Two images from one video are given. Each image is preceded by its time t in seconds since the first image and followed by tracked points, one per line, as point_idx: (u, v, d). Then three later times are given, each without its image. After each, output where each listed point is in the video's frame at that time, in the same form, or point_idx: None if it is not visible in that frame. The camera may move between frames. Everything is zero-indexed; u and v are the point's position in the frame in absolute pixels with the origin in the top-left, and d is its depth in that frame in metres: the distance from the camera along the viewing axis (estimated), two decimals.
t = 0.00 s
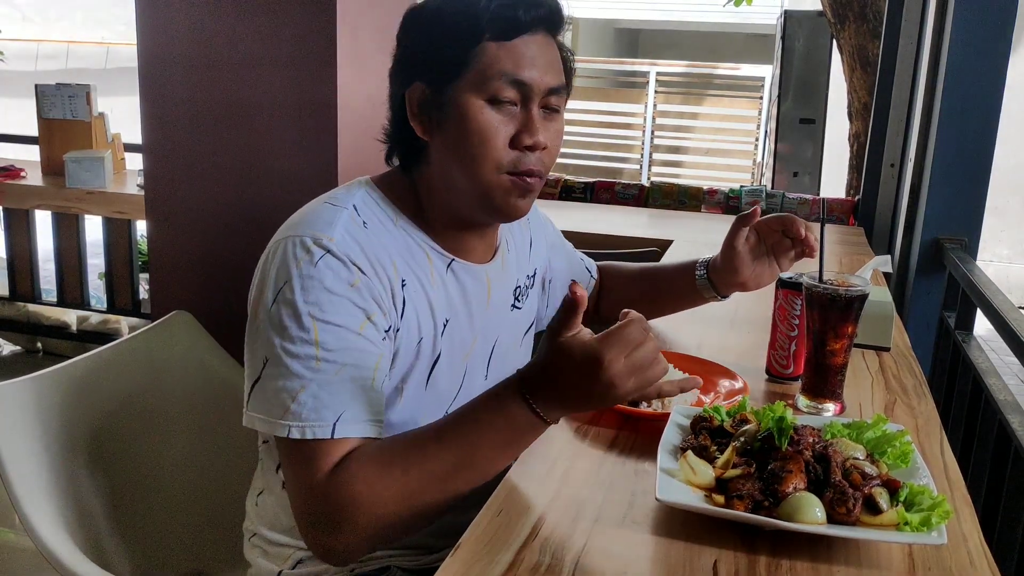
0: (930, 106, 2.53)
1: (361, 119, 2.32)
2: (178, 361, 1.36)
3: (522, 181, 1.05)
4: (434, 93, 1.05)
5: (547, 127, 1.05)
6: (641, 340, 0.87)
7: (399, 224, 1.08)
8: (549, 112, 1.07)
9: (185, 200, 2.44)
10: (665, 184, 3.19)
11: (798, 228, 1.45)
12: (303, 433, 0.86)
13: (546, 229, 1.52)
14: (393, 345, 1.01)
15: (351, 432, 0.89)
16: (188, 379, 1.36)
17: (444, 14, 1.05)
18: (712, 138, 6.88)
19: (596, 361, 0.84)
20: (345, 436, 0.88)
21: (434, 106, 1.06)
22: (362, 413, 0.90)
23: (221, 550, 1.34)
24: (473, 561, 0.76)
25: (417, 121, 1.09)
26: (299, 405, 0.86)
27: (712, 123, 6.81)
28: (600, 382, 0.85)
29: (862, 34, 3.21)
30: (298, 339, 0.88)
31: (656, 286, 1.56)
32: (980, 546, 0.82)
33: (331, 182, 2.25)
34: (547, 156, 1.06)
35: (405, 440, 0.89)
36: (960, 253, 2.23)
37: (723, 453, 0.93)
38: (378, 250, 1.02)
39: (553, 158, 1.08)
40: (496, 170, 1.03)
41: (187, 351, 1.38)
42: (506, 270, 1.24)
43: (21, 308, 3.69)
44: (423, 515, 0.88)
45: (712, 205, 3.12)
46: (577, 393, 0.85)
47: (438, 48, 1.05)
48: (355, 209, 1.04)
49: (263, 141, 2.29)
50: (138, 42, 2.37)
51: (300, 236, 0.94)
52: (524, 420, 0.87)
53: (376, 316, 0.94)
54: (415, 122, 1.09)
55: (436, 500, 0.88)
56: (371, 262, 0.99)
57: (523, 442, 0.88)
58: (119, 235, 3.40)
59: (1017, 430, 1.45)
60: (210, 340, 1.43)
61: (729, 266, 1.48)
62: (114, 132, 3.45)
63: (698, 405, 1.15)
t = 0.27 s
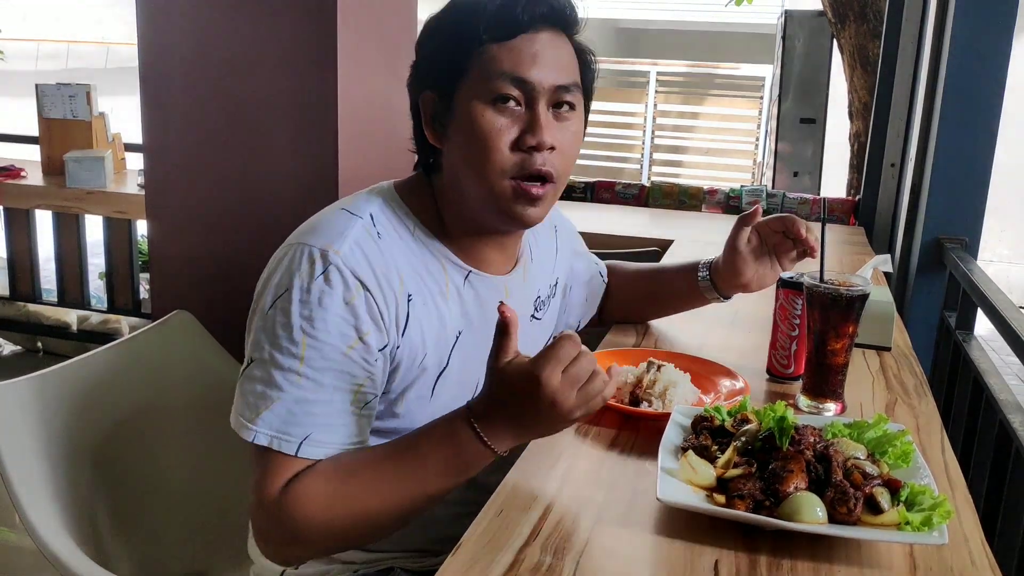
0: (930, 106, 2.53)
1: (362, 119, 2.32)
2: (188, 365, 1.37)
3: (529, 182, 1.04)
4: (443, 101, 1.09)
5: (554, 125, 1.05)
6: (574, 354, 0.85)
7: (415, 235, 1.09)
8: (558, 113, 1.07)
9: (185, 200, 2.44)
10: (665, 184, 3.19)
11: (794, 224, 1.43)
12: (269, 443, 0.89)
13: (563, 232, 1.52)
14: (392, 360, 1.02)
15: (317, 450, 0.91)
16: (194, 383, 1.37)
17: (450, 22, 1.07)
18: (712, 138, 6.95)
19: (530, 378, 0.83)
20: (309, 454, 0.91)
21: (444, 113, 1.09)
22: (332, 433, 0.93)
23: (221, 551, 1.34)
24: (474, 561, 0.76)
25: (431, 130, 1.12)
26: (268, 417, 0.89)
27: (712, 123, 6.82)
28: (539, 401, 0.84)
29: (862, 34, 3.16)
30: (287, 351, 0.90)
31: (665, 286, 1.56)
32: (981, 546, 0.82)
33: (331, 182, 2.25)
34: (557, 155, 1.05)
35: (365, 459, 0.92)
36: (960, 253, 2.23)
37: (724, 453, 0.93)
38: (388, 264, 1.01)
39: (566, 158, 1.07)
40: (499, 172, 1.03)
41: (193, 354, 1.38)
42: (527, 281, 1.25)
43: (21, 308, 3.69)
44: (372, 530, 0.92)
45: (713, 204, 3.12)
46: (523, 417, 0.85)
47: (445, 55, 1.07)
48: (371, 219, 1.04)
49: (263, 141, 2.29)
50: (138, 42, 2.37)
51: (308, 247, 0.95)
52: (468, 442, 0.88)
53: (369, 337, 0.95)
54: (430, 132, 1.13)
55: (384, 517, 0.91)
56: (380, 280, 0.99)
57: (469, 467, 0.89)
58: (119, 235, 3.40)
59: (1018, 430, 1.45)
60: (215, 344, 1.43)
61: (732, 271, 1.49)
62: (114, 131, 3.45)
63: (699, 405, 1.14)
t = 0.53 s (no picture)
0: (930, 106, 2.53)
1: (362, 119, 2.32)
2: (192, 366, 1.37)
3: (537, 183, 1.03)
4: (455, 103, 1.09)
5: (562, 127, 1.05)
6: (575, 386, 0.91)
7: (424, 237, 1.08)
8: (569, 114, 1.07)
9: (185, 200, 2.44)
10: (665, 184, 3.19)
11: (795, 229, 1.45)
12: (259, 441, 0.89)
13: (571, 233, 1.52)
14: (394, 364, 1.02)
15: (305, 452, 0.91)
16: (196, 383, 1.37)
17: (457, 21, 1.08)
18: (712, 137, 6.93)
19: (533, 406, 0.88)
20: (297, 455, 0.91)
21: (454, 112, 1.09)
22: (324, 436, 0.93)
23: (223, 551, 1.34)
24: (474, 560, 0.76)
25: (442, 131, 1.13)
26: (258, 414, 0.89)
27: (712, 122, 6.83)
28: (539, 426, 0.88)
29: (862, 34, 3.17)
30: (286, 349, 0.91)
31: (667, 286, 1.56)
32: (981, 546, 0.82)
33: (331, 182, 2.25)
34: (566, 158, 1.05)
35: (355, 466, 0.93)
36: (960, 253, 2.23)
37: (724, 453, 0.93)
38: (395, 267, 1.01)
39: (574, 160, 1.07)
40: (509, 173, 1.03)
41: (195, 355, 1.38)
42: (536, 284, 1.25)
43: (21, 308, 3.69)
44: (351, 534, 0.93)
45: (713, 206, 3.14)
46: (518, 439, 0.89)
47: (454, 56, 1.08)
48: (381, 222, 1.04)
49: (263, 141, 2.29)
50: (138, 42, 2.37)
51: (314, 247, 0.96)
52: (462, 464, 0.91)
53: (366, 341, 0.95)
54: (442, 133, 1.13)
55: (367, 524, 0.92)
56: (385, 284, 0.99)
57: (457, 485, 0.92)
58: (119, 235, 3.39)
59: (1019, 430, 1.45)
60: (214, 343, 1.43)
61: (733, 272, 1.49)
62: (114, 131, 3.45)
63: (700, 405, 1.14)
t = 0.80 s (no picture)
0: (930, 107, 2.53)
1: (362, 119, 2.32)
2: (190, 364, 1.37)
3: (576, 193, 1.09)
4: (496, 109, 1.03)
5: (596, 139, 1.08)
6: (586, 369, 0.92)
7: (416, 232, 1.09)
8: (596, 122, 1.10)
9: (185, 200, 2.44)
10: (665, 184, 3.19)
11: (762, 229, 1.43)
12: (271, 447, 0.90)
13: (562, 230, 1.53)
14: (395, 360, 1.02)
15: (319, 453, 0.91)
16: (195, 381, 1.37)
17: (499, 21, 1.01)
18: (712, 138, 6.95)
19: (549, 389, 0.89)
20: (310, 457, 0.91)
21: (494, 122, 1.04)
22: (336, 436, 0.92)
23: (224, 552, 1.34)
24: (474, 561, 0.76)
25: (468, 136, 1.07)
26: (268, 420, 0.89)
27: (711, 122, 6.84)
28: (557, 413, 0.89)
29: (862, 34, 3.16)
30: (287, 354, 0.91)
31: (653, 283, 1.55)
32: (981, 546, 0.82)
33: (331, 182, 2.25)
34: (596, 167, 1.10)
35: (369, 462, 0.94)
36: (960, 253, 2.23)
37: (724, 453, 0.93)
38: (389, 264, 1.02)
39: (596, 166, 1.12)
40: (559, 187, 1.06)
41: (194, 353, 1.38)
42: (526, 274, 1.25)
43: (21, 308, 3.69)
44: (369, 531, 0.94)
45: (712, 204, 3.11)
46: (531, 424, 0.90)
47: (496, 59, 1.02)
48: (371, 221, 1.05)
49: (263, 141, 2.29)
50: (138, 42, 2.37)
51: (307, 249, 0.96)
52: (479, 451, 0.92)
53: (368, 337, 0.96)
54: (467, 136, 1.07)
55: (385, 519, 0.93)
56: (381, 279, 0.99)
57: (472, 475, 0.93)
58: (119, 234, 3.40)
59: (1018, 430, 1.45)
60: (213, 342, 1.43)
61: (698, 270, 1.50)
62: (114, 131, 3.45)
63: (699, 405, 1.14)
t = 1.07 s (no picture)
0: (930, 107, 2.53)
1: (362, 119, 2.32)
2: (183, 365, 1.36)
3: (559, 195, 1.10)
4: (476, 120, 1.03)
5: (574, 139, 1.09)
6: (586, 355, 0.94)
7: (396, 233, 1.09)
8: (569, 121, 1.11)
9: (185, 200, 2.44)
10: (665, 184, 3.19)
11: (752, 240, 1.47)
12: (274, 457, 0.89)
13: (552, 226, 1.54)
14: (384, 361, 1.02)
15: (322, 458, 0.91)
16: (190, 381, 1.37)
17: (470, 27, 0.99)
18: (712, 138, 6.92)
19: (553, 377, 0.91)
20: (315, 463, 0.91)
21: (475, 134, 1.04)
22: (337, 438, 0.93)
23: (223, 551, 1.35)
24: (475, 560, 0.76)
25: (450, 149, 1.06)
26: (269, 430, 0.89)
27: (711, 122, 6.85)
28: (561, 398, 0.91)
29: (862, 34, 3.17)
30: (279, 362, 0.91)
31: (647, 281, 1.56)
32: (981, 546, 0.82)
33: (331, 182, 2.25)
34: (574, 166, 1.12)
35: (373, 462, 0.94)
36: (961, 253, 2.23)
37: (724, 453, 0.92)
38: (372, 265, 1.02)
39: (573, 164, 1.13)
40: (542, 189, 1.07)
41: (189, 353, 1.38)
42: (508, 270, 1.25)
43: (21, 308, 3.69)
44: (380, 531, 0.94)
45: (712, 204, 3.10)
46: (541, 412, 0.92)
47: (470, 68, 1.01)
48: (350, 223, 1.04)
49: (263, 142, 2.29)
50: (138, 42, 2.37)
51: (290, 256, 0.96)
52: (485, 443, 0.92)
53: (357, 339, 0.96)
54: (448, 150, 1.06)
55: (395, 518, 0.93)
56: (364, 280, 0.99)
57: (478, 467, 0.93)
58: (119, 235, 3.40)
59: (1018, 429, 1.45)
60: (212, 342, 1.43)
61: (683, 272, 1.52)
62: (114, 131, 3.45)
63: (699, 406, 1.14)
